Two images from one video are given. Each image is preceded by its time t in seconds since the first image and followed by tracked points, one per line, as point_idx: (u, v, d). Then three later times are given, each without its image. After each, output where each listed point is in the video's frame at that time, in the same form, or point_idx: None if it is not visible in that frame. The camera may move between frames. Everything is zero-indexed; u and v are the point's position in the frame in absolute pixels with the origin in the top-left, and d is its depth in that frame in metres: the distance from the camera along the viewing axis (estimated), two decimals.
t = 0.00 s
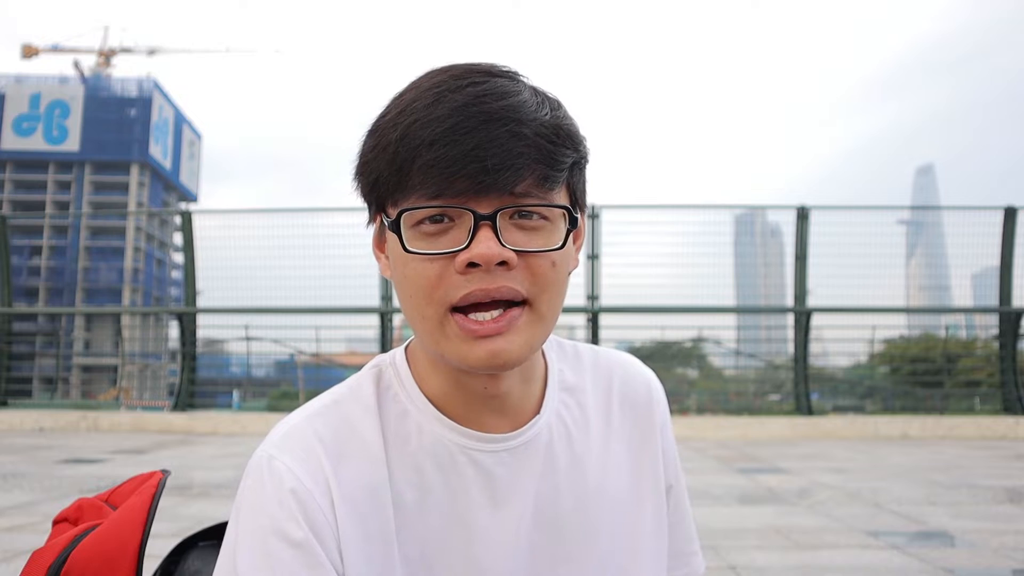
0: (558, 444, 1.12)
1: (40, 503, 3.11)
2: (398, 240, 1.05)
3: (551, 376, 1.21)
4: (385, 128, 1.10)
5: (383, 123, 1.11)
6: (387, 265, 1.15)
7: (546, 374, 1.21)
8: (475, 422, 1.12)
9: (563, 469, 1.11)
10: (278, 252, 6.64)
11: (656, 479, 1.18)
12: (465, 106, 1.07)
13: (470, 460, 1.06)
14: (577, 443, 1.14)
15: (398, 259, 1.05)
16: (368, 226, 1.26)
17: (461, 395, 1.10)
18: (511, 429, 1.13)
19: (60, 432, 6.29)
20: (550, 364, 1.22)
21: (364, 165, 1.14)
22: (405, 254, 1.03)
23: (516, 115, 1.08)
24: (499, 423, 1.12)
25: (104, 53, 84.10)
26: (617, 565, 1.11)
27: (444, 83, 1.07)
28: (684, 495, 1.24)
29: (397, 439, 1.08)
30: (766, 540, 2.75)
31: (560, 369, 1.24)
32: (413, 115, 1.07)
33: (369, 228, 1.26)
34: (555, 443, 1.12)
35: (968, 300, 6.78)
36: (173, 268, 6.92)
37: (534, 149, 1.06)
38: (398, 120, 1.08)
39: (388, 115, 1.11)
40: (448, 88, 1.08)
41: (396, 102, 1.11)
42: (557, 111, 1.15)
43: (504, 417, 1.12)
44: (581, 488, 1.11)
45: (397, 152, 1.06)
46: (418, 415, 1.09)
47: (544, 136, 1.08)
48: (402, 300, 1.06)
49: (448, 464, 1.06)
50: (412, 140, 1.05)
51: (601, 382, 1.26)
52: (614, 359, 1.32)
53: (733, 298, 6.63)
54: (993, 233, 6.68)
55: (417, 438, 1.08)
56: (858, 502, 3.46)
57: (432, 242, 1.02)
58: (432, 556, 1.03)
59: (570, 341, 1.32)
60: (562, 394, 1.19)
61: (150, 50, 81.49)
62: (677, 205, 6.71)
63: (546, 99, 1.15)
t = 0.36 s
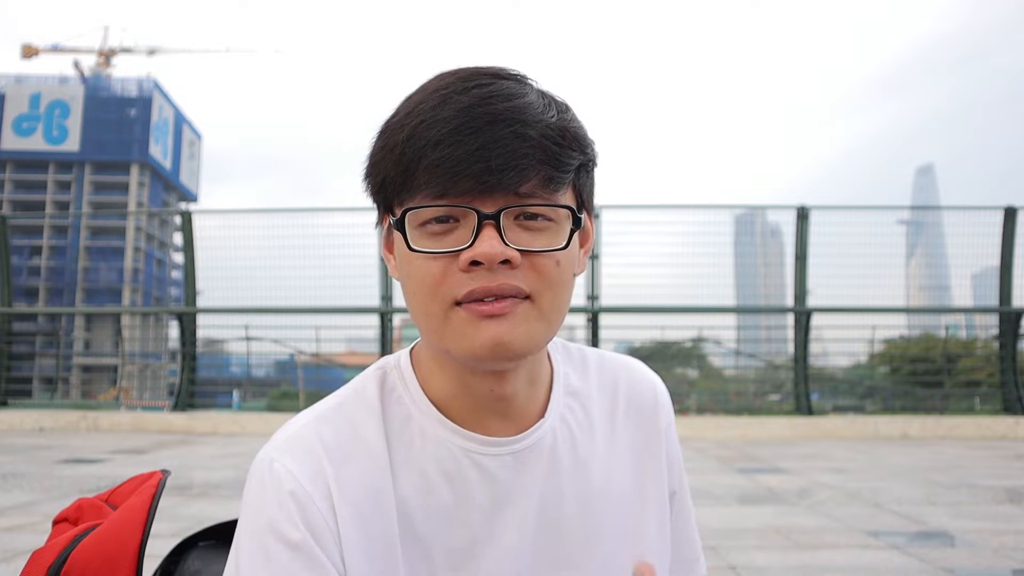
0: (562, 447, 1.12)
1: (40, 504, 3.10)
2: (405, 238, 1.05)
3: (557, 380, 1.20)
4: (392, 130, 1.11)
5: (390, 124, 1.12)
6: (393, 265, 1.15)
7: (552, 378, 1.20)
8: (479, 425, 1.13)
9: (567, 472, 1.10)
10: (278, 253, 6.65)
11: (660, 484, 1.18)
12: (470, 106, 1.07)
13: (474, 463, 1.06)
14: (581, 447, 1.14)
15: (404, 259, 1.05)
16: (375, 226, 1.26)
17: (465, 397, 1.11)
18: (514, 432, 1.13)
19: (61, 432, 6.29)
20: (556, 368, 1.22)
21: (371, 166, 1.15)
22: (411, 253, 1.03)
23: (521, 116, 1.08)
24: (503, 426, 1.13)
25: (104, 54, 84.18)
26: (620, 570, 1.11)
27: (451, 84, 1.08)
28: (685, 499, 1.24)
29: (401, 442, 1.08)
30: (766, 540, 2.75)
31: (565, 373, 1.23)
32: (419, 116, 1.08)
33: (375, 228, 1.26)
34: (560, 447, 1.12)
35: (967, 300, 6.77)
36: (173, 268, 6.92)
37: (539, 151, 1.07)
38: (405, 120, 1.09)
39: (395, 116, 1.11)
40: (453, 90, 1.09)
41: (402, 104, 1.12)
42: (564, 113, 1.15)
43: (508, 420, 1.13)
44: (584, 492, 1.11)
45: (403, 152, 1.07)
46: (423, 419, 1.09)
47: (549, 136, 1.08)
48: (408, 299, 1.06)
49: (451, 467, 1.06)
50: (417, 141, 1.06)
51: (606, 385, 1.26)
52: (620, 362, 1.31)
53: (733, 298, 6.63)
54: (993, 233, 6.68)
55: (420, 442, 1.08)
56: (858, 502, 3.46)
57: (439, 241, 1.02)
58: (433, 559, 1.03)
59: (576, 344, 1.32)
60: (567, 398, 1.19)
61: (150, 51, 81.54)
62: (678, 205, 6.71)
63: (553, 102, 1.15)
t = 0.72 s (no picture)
0: (564, 450, 1.13)
1: (40, 503, 3.11)
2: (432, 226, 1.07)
3: (564, 383, 1.21)
4: (435, 120, 1.20)
5: (434, 116, 1.22)
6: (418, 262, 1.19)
7: (559, 382, 1.22)
8: (485, 427, 1.14)
9: (568, 474, 1.11)
10: (278, 253, 6.65)
11: (665, 489, 1.17)
12: (512, 104, 1.18)
13: (472, 461, 1.08)
14: (584, 450, 1.15)
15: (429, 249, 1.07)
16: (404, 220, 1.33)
17: (472, 397, 1.13)
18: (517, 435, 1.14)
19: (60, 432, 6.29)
20: (564, 372, 1.24)
21: (410, 155, 1.23)
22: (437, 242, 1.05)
23: (559, 118, 1.18)
24: (507, 427, 1.13)
25: (104, 54, 84.18)
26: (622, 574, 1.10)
27: (495, 82, 1.20)
28: (696, 510, 1.21)
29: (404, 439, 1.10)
30: (766, 539, 2.75)
31: (573, 378, 1.25)
32: (463, 108, 1.18)
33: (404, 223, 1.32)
34: (562, 450, 1.13)
35: (968, 300, 6.77)
36: (173, 268, 6.92)
37: (573, 152, 1.15)
38: (449, 112, 1.19)
39: (440, 109, 1.22)
40: (498, 89, 1.20)
41: (448, 99, 1.23)
42: (598, 125, 1.25)
43: (512, 423, 1.14)
44: (586, 494, 1.11)
45: (444, 140, 1.16)
46: (427, 416, 1.13)
47: (583, 141, 1.17)
48: (429, 289, 1.07)
49: (451, 465, 1.08)
50: (459, 130, 1.15)
51: (614, 391, 1.27)
52: (630, 369, 1.32)
53: (733, 298, 6.63)
54: (993, 233, 6.68)
55: (423, 438, 1.11)
56: (858, 502, 3.46)
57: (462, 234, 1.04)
58: (433, 556, 1.04)
59: (586, 352, 1.33)
60: (573, 402, 1.20)
61: (150, 51, 81.56)
62: (678, 205, 6.71)
63: (589, 115, 1.25)
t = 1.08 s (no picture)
0: (567, 450, 1.13)
1: (39, 504, 3.10)
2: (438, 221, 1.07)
3: (567, 383, 1.21)
4: (437, 119, 1.20)
5: (434, 116, 1.22)
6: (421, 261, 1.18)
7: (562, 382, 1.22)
8: (491, 423, 1.13)
9: (570, 474, 1.11)
10: (278, 252, 6.65)
11: (666, 491, 1.17)
12: (514, 101, 1.18)
13: (477, 460, 1.08)
14: (586, 450, 1.15)
15: (436, 243, 1.07)
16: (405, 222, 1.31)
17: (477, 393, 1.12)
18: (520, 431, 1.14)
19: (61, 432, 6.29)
20: (567, 372, 1.23)
21: (412, 155, 1.23)
22: (444, 235, 1.06)
23: (558, 113, 1.19)
24: (511, 423, 1.13)
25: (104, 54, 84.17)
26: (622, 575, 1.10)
27: (494, 81, 1.20)
28: (694, 510, 1.22)
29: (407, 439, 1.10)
30: (766, 540, 2.75)
31: (576, 379, 1.25)
32: (464, 105, 1.18)
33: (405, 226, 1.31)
34: (565, 449, 1.13)
35: (968, 300, 6.77)
36: (173, 268, 6.92)
37: (573, 145, 1.16)
38: (450, 110, 1.19)
39: (441, 108, 1.21)
40: (498, 86, 1.21)
41: (448, 98, 1.22)
42: (596, 124, 1.26)
43: (516, 419, 1.13)
44: (588, 494, 1.11)
45: (447, 136, 1.15)
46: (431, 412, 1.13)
47: (583, 134, 1.18)
48: (436, 283, 1.07)
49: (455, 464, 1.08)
50: (461, 127, 1.15)
51: (616, 391, 1.27)
52: (631, 370, 1.32)
53: (733, 298, 6.63)
54: (993, 233, 6.68)
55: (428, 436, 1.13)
56: (858, 502, 3.46)
57: (470, 225, 1.05)
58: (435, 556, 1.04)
59: (588, 351, 1.33)
60: (576, 402, 1.20)
61: (150, 52, 81.56)
62: (678, 205, 6.70)
63: (586, 112, 1.26)
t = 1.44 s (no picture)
0: (580, 449, 1.13)
1: (40, 503, 3.10)
2: (467, 216, 1.11)
3: (584, 385, 1.22)
4: (479, 117, 1.21)
5: (478, 114, 1.23)
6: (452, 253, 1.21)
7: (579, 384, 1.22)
8: (505, 415, 1.14)
9: (583, 473, 1.12)
10: (279, 252, 6.65)
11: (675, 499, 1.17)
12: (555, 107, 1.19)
13: (493, 451, 1.09)
14: (600, 452, 1.15)
15: (465, 237, 1.11)
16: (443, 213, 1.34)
17: (496, 384, 1.13)
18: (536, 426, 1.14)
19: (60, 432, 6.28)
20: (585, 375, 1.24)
21: (454, 150, 1.24)
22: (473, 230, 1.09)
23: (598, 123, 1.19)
24: (526, 418, 1.14)
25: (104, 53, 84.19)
26: None
27: (538, 86, 1.20)
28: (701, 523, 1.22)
29: (423, 429, 1.11)
30: (767, 539, 2.75)
31: (593, 382, 1.25)
32: (508, 107, 1.19)
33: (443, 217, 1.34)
34: (578, 449, 1.13)
35: (968, 300, 6.77)
36: (173, 268, 6.92)
37: (609, 156, 1.17)
38: (493, 111, 1.19)
39: (484, 108, 1.22)
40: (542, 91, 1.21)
41: (493, 99, 1.23)
42: (633, 133, 1.26)
43: (532, 414, 1.14)
44: (599, 495, 1.11)
45: (488, 135, 1.17)
46: (447, 398, 1.13)
47: (620, 145, 1.18)
48: (462, 275, 1.11)
49: (469, 456, 1.08)
50: (502, 128, 1.16)
51: (631, 398, 1.27)
52: (647, 379, 1.32)
53: (733, 298, 6.63)
54: (993, 233, 6.68)
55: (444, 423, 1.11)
56: (858, 502, 3.46)
57: (498, 222, 1.08)
58: (443, 548, 1.04)
59: (606, 358, 1.33)
60: (592, 405, 1.20)
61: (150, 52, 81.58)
62: (678, 205, 6.70)
63: (626, 124, 1.26)
